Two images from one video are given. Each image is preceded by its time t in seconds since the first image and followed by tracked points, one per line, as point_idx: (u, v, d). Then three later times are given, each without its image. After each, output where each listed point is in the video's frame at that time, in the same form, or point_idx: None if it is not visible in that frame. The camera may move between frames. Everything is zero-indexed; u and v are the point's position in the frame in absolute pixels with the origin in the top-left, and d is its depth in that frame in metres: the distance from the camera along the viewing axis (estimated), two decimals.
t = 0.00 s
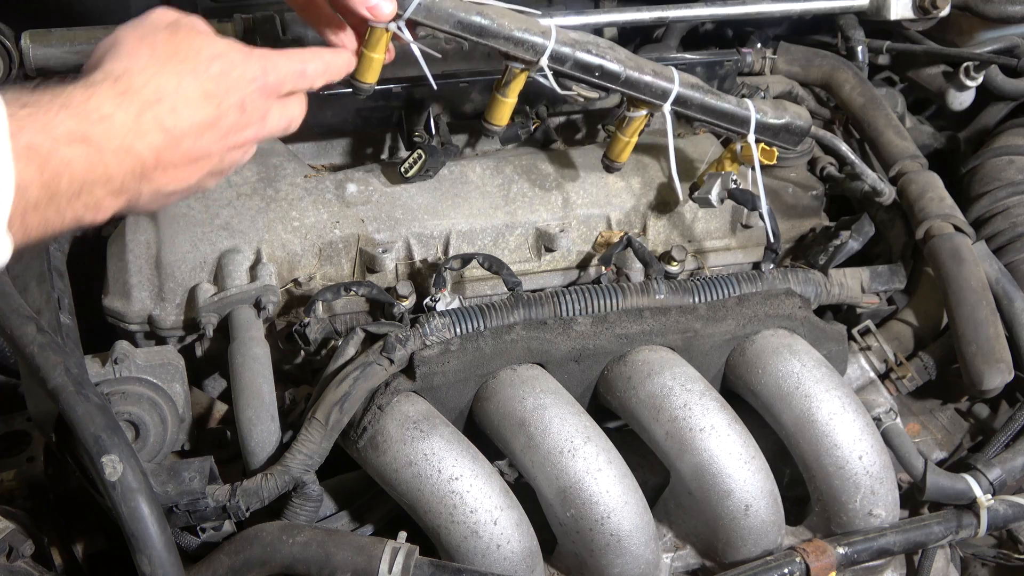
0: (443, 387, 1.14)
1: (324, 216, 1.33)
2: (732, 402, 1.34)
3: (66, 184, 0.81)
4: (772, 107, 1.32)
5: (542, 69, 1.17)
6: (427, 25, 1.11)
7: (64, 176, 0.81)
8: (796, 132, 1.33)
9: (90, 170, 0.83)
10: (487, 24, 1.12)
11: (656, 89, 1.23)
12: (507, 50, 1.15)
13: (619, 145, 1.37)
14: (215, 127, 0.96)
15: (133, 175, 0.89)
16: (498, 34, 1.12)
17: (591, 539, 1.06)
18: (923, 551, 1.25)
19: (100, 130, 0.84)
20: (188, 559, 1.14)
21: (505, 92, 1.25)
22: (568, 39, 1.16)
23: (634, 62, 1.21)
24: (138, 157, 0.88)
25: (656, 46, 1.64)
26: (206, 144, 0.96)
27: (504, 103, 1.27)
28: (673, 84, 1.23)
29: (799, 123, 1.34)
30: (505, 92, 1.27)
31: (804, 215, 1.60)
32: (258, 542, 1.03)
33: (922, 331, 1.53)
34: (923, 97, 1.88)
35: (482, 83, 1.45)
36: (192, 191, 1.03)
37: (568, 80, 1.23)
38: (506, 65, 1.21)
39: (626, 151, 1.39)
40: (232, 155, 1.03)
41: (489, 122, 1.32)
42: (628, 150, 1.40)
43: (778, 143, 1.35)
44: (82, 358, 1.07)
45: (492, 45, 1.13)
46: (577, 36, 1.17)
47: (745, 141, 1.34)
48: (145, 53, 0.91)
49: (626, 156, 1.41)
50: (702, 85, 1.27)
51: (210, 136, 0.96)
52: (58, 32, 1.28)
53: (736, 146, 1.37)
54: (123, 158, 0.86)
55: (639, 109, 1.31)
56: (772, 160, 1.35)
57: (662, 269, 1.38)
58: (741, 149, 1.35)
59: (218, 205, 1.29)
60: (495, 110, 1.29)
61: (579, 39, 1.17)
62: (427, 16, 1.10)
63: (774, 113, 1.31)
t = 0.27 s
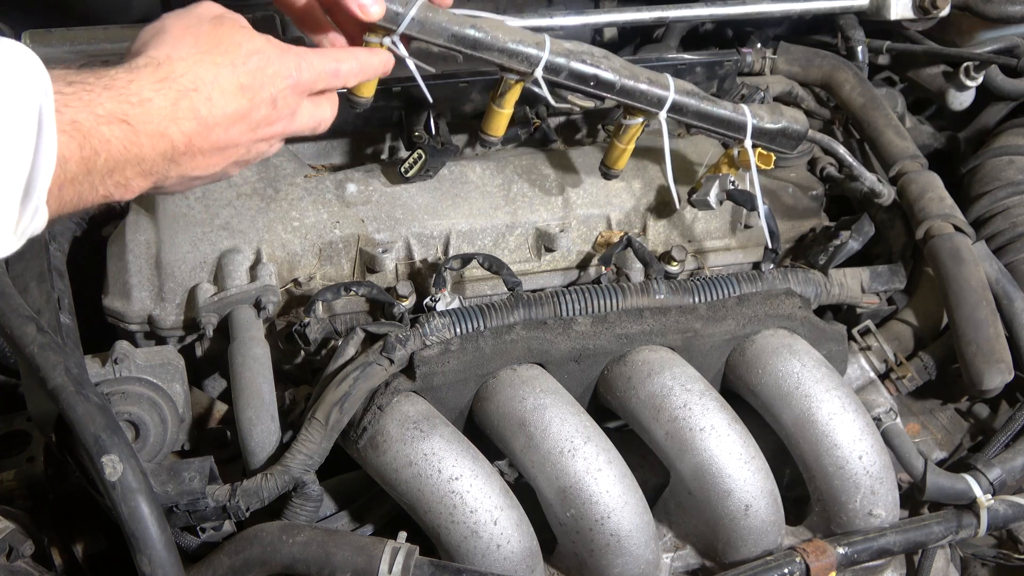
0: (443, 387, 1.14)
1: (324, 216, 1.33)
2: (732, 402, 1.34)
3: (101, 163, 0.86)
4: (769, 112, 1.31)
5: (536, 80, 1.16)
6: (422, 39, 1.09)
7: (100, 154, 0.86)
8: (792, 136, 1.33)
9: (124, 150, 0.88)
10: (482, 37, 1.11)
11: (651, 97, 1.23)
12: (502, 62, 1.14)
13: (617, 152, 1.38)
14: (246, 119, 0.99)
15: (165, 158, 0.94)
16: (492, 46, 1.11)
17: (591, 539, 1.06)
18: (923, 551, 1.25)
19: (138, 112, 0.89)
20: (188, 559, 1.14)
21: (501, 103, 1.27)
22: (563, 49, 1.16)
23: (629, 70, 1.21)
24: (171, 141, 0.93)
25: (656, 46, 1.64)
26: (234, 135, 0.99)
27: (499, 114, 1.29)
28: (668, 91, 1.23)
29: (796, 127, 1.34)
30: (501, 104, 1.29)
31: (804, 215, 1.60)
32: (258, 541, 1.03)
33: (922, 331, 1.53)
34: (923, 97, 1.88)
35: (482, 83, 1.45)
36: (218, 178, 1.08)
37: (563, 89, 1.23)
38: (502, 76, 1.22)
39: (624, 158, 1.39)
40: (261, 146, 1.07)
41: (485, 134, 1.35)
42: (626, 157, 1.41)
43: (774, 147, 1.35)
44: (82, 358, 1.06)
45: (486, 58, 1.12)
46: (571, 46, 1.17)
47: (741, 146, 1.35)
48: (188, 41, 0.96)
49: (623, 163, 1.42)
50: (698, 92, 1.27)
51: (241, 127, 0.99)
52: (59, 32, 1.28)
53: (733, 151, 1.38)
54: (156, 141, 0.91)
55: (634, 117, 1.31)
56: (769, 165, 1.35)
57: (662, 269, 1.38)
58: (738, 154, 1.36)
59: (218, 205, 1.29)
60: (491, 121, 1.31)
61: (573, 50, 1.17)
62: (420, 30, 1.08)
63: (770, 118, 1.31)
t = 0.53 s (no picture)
0: (443, 387, 1.14)
1: (324, 217, 1.33)
2: (732, 401, 1.34)
3: (109, 199, 0.86)
4: (756, 130, 1.31)
5: (519, 119, 1.17)
6: (402, 91, 1.11)
7: (110, 189, 0.85)
8: (781, 151, 1.32)
9: (133, 186, 0.88)
10: (461, 83, 1.11)
11: (635, 125, 1.22)
12: (482, 105, 1.15)
13: (607, 180, 1.38)
14: (253, 154, 0.99)
15: (173, 194, 0.93)
16: (472, 91, 1.12)
17: (591, 539, 1.06)
18: (923, 551, 1.25)
19: (147, 147, 0.88)
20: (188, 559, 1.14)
21: (486, 142, 1.30)
22: (542, 86, 1.16)
23: (611, 101, 1.20)
24: (179, 177, 0.92)
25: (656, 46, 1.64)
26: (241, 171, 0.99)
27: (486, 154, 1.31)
28: (651, 119, 1.22)
29: (784, 142, 1.33)
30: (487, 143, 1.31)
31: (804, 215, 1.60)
32: (258, 541, 1.03)
33: (922, 331, 1.53)
34: (923, 97, 1.88)
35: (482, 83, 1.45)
36: (223, 214, 1.08)
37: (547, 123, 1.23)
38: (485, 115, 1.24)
39: (615, 184, 1.39)
40: (268, 181, 1.07)
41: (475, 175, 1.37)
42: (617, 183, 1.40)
43: (763, 163, 1.34)
44: (82, 358, 1.06)
45: (466, 103, 1.13)
46: (552, 83, 1.17)
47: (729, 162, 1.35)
48: (196, 79, 0.96)
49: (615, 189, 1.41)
50: (681, 116, 1.25)
51: (248, 162, 0.99)
52: (58, 32, 1.28)
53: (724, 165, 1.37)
54: (165, 177, 0.91)
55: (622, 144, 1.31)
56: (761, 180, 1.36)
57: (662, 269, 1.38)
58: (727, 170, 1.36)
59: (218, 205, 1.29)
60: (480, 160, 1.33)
61: (553, 86, 1.17)
62: (399, 82, 1.10)
63: (757, 136, 1.30)
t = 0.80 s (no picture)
0: (443, 387, 1.14)
1: (324, 217, 1.33)
2: (732, 401, 1.34)
3: (109, 224, 0.86)
4: (757, 128, 1.31)
5: (520, 117, 1.16)
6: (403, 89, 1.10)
7: (109, 215, 0.85)
8: (783, 150, 1.32)
9: (133, 211, 0.88)
10: (462, 82, 1.11)
11: (636, 124, 1.21)
12: (483, 103, 1.14)
13: (608, 179, 1.36)
14: (256, 181, 0.99)
15: (174, 219, 0.93)
16: (473, 90, 1.12)
17: (591, 539, 1.06)
18: (923, 551, 1.25)
19: (147, 174, 0.88)
20: (188, 559, 1.14)
21: (488, 142, 1.27)
22: (543, 85, 1.16)
23: (611, 100, 1.20)
24: (179, 203, 0.92)
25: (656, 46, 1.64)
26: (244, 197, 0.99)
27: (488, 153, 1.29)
28: (653, 117, 1.22)
29: (784, 141, 1.33)
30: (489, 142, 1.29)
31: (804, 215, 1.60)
32: (258, 541, 1.03)
33: (922, 331, 1.53)
34: (923, 97, 1.88)
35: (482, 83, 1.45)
36: (227, 239, 1.08)
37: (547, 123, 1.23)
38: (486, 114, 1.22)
39: (616, 183, 1.38)
40: (272, 209, 1.07)
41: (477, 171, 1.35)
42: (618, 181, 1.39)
43: (764, 161, 1.34)
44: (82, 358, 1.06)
45: (467, 101, 1.12)
46: (553, 82, 1.17)
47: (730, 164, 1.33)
48: (199, 106, 0.97)
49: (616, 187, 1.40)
50: (682, 114, 1.25)
51: (251, 189, 0.99)
52: (58, 32, 1.28)
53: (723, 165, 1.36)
54: (165, 203, 0.91)
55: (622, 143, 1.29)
56: (760, 179, 1.35)
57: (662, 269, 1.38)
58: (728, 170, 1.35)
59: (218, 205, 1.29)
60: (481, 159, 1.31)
61: (554, 85, 1.17)
62: (400, 81, 1.09)
63: (758, 135, 1.30)
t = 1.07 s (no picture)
0: (443, 387, 1.14)
1: (324, 216, 1.33)
2: (732, 401, 1.34)
3: (115, 191, 0.86)
4: (762, 122, 1.31)
5: (527, 101, 1.16)
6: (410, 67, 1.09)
7: (115, 182, 0.86)
8: (786, 144, 1.32)
9: (139, 177, 0.88)
10: (470, 63, 1.11)
11: (642, 112, 1.22)
12: (491, 85, 1.14)
13: (611, 168, 1.37)
14: (261, 145, 0.99)
15: (180, 185, 0.93)
16: (481, 71, 1.11)
17: (591, 539, 1.06)
18: (923, 551, 1.25)
19: (152, 139, 0.88)
20: (188, 559, 1.14)
21: (493, 125, 1.29)
22: (551, 68, 1.16)
23: (619, 87, 1.20)
24: (186, 168, 0.92)
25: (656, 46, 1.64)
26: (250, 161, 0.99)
27: (492, 136, 1.31)
28: (659, 106, 1.22)
29: (790, 135, 1.33)
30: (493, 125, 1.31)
31: (804, 215, 1.60)
32: (258, 541, 1.03)
33: (922, 331, 1.53)
34: (923, 97, 1.88)
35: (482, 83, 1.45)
36: (232, 202, 1.08)
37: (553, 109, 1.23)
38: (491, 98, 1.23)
39: (620, 173, 1.39)
40: (276, 171, 1.07)
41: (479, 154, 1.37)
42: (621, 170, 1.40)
43: (769, 155, 1.34)
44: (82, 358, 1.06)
45: (475, 82, 1.12)
46: (561, 66, 1.17)
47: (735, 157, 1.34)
48: (203, 70, 0.95)
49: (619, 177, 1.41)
50: (688, 104, 1.25)
51: (256, 152, 0.99)
52: (58, 32, 1.28)
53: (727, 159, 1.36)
54: (171, 169, 0.91)
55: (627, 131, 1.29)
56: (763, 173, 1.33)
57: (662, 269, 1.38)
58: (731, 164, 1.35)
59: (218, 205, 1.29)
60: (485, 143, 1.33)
61: (562, 69, 1.17)
62: (408, 59, 1.07)
63: (763, 128, 1.30)
